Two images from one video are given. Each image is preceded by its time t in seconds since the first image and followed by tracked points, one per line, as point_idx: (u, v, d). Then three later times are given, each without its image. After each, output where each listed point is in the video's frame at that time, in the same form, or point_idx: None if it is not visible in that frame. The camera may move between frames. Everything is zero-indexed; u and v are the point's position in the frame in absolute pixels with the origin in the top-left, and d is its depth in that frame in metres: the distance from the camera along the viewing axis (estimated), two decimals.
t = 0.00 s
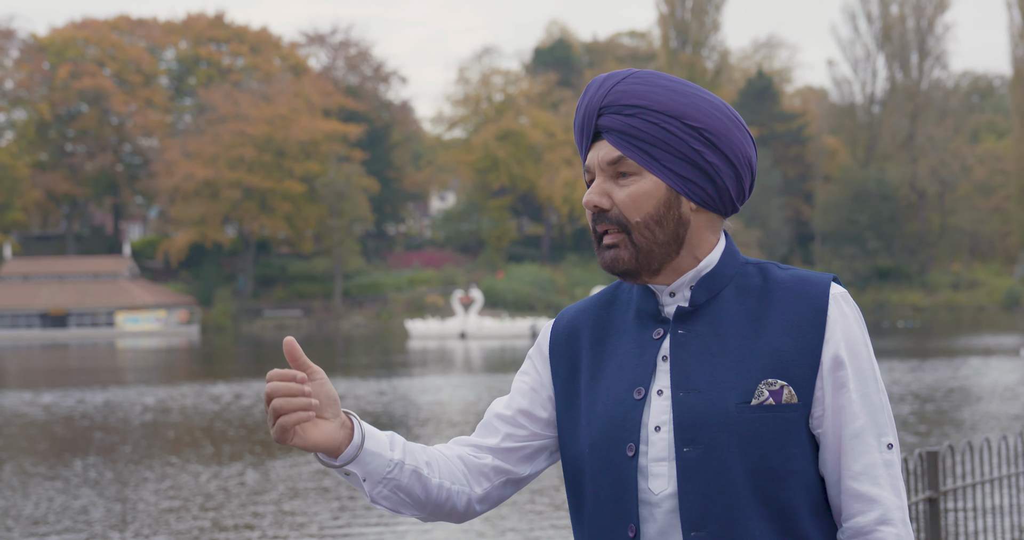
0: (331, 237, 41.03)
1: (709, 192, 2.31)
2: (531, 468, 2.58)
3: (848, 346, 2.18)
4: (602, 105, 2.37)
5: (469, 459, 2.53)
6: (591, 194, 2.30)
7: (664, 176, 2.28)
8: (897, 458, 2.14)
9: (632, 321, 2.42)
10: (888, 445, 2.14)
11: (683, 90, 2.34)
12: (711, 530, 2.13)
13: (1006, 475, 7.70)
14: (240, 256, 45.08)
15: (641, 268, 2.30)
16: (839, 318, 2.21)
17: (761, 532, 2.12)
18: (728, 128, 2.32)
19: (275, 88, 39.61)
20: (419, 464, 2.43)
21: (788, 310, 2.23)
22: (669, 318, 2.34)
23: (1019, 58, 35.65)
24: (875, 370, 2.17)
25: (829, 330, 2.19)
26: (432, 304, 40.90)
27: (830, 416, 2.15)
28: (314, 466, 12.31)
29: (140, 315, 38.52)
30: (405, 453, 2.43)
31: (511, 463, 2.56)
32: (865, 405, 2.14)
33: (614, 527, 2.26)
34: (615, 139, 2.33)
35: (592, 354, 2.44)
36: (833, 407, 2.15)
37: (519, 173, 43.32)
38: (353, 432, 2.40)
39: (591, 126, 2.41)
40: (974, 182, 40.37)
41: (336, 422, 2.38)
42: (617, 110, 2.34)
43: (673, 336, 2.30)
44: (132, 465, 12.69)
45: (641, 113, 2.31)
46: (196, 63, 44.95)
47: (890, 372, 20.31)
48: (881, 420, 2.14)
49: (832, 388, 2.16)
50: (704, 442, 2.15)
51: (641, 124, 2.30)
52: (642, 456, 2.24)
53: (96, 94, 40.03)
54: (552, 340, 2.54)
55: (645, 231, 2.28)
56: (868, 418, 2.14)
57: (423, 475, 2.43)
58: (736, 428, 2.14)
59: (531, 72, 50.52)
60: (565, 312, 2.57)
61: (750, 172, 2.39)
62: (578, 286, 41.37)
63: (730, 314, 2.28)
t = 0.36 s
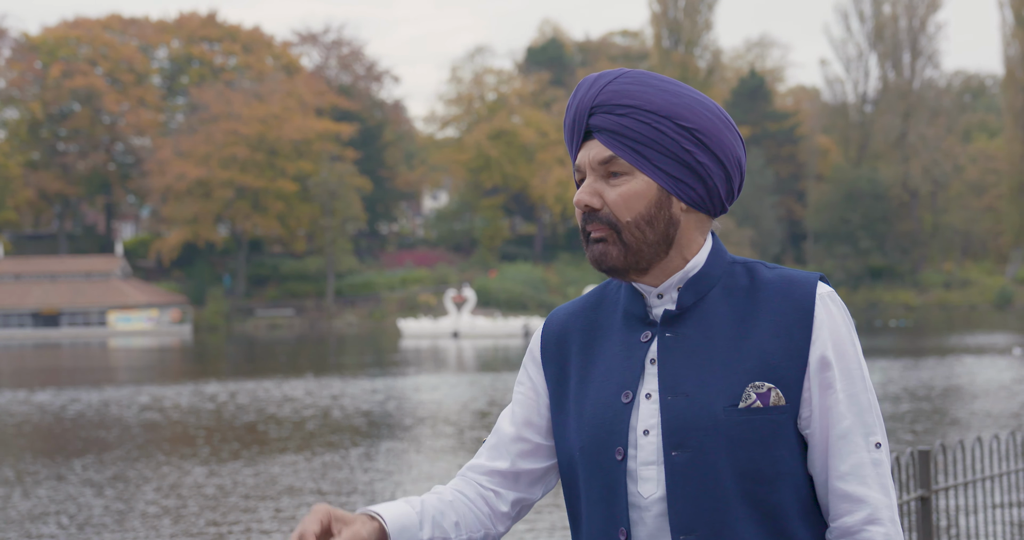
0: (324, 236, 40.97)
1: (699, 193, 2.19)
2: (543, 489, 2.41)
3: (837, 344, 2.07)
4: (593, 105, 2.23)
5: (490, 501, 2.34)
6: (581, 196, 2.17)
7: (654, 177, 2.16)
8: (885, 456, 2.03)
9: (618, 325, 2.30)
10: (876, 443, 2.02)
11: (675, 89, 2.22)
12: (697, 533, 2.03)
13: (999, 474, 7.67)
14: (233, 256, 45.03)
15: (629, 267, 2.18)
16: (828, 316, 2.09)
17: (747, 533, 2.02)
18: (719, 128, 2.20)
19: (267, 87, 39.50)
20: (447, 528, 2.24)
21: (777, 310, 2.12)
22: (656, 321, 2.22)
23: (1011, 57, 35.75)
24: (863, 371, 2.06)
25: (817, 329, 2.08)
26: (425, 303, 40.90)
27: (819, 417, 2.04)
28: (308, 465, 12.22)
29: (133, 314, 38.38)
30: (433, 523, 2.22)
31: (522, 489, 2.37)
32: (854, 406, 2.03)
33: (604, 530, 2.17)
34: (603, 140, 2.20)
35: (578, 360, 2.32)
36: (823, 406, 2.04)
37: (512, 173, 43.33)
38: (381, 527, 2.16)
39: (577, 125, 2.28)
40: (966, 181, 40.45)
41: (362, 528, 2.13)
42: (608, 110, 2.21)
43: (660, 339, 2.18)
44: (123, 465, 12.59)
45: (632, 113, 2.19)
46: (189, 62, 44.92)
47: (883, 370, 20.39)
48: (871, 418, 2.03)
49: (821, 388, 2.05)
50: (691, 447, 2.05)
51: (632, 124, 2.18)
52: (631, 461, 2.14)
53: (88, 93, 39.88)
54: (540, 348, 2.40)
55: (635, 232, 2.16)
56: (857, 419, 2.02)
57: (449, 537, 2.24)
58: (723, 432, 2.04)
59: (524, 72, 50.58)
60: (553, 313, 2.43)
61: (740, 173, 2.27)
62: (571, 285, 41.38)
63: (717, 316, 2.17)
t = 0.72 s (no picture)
0: (314, 233, 40.92)
1: (691, 196, 2.19)
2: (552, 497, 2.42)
3: (823, 347, 2.06)
4: (588, 109, 2.24)
5: (507, 519, 2.33)
6: (575, 198, 2.17)
7: (647, 180, 2.16)
8: (871, 458, 2.02)
9: (607, 327, 2.30)
10: (862, 445, 2.01)
11: (669, 94, 2.22)
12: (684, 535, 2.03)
13: (989, 470, 7.68)
14: (223, 252, 44.95)
15: (621, 270, 2.17)
16: (814, 318, 2.09)
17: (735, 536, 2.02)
18: (711, 134, 2.20)
19: (258, 83, 39.39)
20: None
21: (765, 313, 2.11)
22: (644, 325, 2.22)
23: (1000, 55, 35.92)
24: (849, 374, 2.05)
25: (801, 333, 2.08)
26: (415, 300, 40.89)
27: (803, 421, 2.04)
28: (303, 461, 12.21)
29: (122, 311, 38.25)
30: None
31: (531, 501, 2.37)
32: (840, 409, 2.02)
33: (593, 534, 2.18)
34: (598, 143, 2.20)
35: (567, 361, 2.32)
36: (808, 411, 2.04)
37: (502, 169, 43.35)
38: None
39: (570, 128, 2.28)
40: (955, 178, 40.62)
41: None
42: (603, 113, 2.21)
43: (647, 344, 2.18)
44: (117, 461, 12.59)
45: (629, 116, 2.19)
46: (179, 58, 44.81)
47: (874, 367, 20.48)
48: (856, 422, 2.02)
49: (805, 391, 2.05)
50: (679, 450, 2.05)
51: (627, 128, 2.18)
52: (618, 463, 2.14)
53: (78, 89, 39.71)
54: (532, 351, 2.40)
55: (628, 235, 2.15)
56: (842, 420, 2.02)
57: None
58: (710, 435, 2.04)
59: (515, 68, 50.50)
60: (543, 317, 2.44)
61: (732, 176, 2.28)
62: (561, 281, 41.41)
63: (705, 319, 2.16)
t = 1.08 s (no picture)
0: (307, 224, 40.88)
1: (687, 182, 2.20)
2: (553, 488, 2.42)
3: (816, 335, 2.07)
4: (583, 95, 2.25)
5: (511, 514, 2.33)
6: (573, 181, 2.17)
7: (643, 165, 2.17)
8: (865, 444, 2.04)
9: (602, 312, 2.31)
10: (858, 430, 2.03)
11: (665, 81, 2.23)
12: (683, 516, 2.04)
13: (982, 460, 7.70)
14: (216, 244, 44.89)
15: (618, 255, 2.17)
16: (807, 304, 2.10)
17: (734, 520, 2.03)
18: (708, 120, 2.21)
19: (251, 74, 39.28)
20: None
21: (760, 298, 2.12)
22: (638, 310, 2.23)
23: (993, 46, 36.00)
24: (844, 360, 2.06)
25: (796, 318, 2.08)
26: (409, 291, 40.89)
27: (798, 405, 2.05)
28: (305, 451, 12.23)
29: (115, 302, 38.17)
30: None
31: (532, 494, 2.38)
32: (833, 393, 2.04)
33: (589, 519, 2.18)
34: (595, 128, 2.21)
35: (562, 349, 2.34)
36: (802, 395, 2.05)
37: (496, 160, 43.36)
38: None
39: (567, 115, 2.29)
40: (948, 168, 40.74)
41: None
42: (601, 99, 2.22)
43: (642, 327, 2.19)
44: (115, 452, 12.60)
45: (627, 101, 2.20)
46: (172, 49, 44.68)
47: (867, 358, 20.56)
48: (850, 406, 2.03)
49: (801, 375, 2.05)
50: (675, 431, 2.05)
51: (624, 113, 2.18)
52: (614, 445, 2.15)
53: (70, 80, 39.52)
54: (530, 338, 2.41)
55: (624, 218, 2.16)
56: (836, 403, 2.03)
57: None
58: (703, 419, 2.04)
59: (508, 59, 50.44)
60: (540, 305, 2.45)
61: (727, 164, 2.28)
62: (555, 273, 41.44)
63: (699, 306, 2.17)
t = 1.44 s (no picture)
0: (299, 220, 40.81)
1: (700, 173, 2.21)
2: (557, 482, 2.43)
3: (829, 332, 2.07)
4: (598, 84, 2.26)
5: (511, 504, 2.33)
6: (584, 170, 2.19)
7: (655, 157, 2.18)
8: (872, 446, 2.03)
9: (613, 306, 2.32)
10: (865, 432, 2.03)
11: (680, 72, 2.23)
12: (681, 511, 2.05)
13: (974, 455, 7.70)
14: (207, 240, 44.83)
15: (629, 246, 2.20)
16: (820, 301, 2.10)
17: (734, 516, 2.03)
18: (722, 113, 2.22)
19: (242, 70, 39.18)
20: None
21: (769, 294, 2.12)
22: (650, 301, 2.24)
23: (984, 42, 36.12)
24: (854, 356, 2.07)
25: (806, 316, 2.08)
26: (400, 287, 40.87)
27: (806, 400, 2.05)
28: (301, 448, 12.17)
29: (106, 299, 38.07)
30: None
31: (537, 485, 2.38)
32: (843, 391, 2.03)
33: (588, 510, 2.19)
34: (608, 118, 2.22)
35: (572, 340, 2.35)
36: (810, 391, 2.05)
37: (487, 157, 43.37)
38: None
39: (582, 105, 2.30)
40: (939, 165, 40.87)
41: None
42: (615, 89, 2.23)
43: (652, 318, 2.20)
44: (110, 447, 12.58)
45: (639, 92, 2.21)
46: (163, 45, 44.61)
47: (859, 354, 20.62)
48: (859, 406, 2.03)
49: (809, 373, 2.05)
50: (677, 424, 2.06)
51: (637, 102, 2.20)
52: (616, 435, 2.16)
53: (61, 76, 39.36)
54: (541, 328, 2.43)
55: (635, 209, 2.18)
56: (846, 402, 2.03)
57: None
58: (708, 412, 2.05)
59: (499, 55, 50.42)
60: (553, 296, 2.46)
61: (741, 157, 2.29)
62: (546, 269, 41.46)
63: (710, 298, 2.17)
